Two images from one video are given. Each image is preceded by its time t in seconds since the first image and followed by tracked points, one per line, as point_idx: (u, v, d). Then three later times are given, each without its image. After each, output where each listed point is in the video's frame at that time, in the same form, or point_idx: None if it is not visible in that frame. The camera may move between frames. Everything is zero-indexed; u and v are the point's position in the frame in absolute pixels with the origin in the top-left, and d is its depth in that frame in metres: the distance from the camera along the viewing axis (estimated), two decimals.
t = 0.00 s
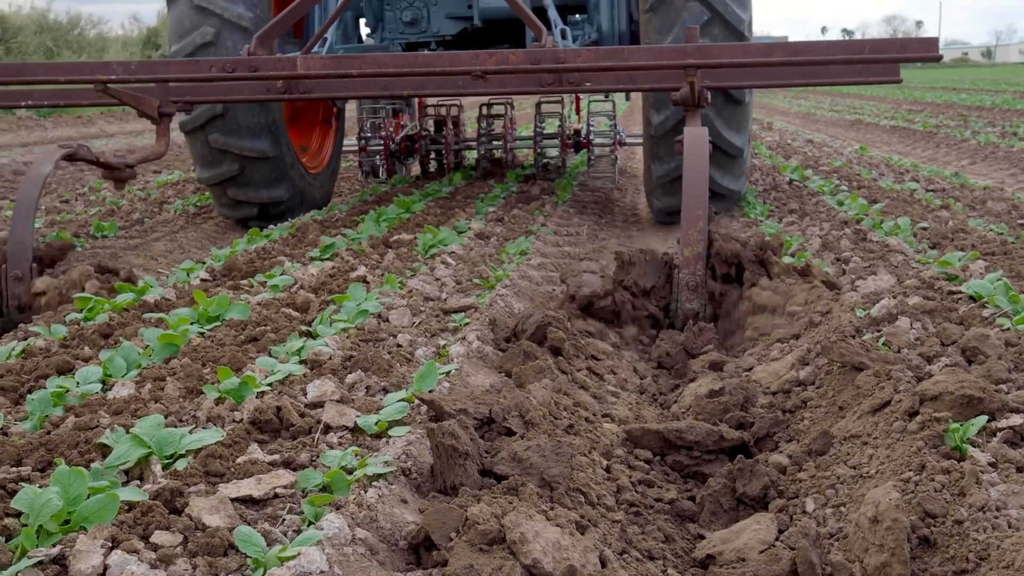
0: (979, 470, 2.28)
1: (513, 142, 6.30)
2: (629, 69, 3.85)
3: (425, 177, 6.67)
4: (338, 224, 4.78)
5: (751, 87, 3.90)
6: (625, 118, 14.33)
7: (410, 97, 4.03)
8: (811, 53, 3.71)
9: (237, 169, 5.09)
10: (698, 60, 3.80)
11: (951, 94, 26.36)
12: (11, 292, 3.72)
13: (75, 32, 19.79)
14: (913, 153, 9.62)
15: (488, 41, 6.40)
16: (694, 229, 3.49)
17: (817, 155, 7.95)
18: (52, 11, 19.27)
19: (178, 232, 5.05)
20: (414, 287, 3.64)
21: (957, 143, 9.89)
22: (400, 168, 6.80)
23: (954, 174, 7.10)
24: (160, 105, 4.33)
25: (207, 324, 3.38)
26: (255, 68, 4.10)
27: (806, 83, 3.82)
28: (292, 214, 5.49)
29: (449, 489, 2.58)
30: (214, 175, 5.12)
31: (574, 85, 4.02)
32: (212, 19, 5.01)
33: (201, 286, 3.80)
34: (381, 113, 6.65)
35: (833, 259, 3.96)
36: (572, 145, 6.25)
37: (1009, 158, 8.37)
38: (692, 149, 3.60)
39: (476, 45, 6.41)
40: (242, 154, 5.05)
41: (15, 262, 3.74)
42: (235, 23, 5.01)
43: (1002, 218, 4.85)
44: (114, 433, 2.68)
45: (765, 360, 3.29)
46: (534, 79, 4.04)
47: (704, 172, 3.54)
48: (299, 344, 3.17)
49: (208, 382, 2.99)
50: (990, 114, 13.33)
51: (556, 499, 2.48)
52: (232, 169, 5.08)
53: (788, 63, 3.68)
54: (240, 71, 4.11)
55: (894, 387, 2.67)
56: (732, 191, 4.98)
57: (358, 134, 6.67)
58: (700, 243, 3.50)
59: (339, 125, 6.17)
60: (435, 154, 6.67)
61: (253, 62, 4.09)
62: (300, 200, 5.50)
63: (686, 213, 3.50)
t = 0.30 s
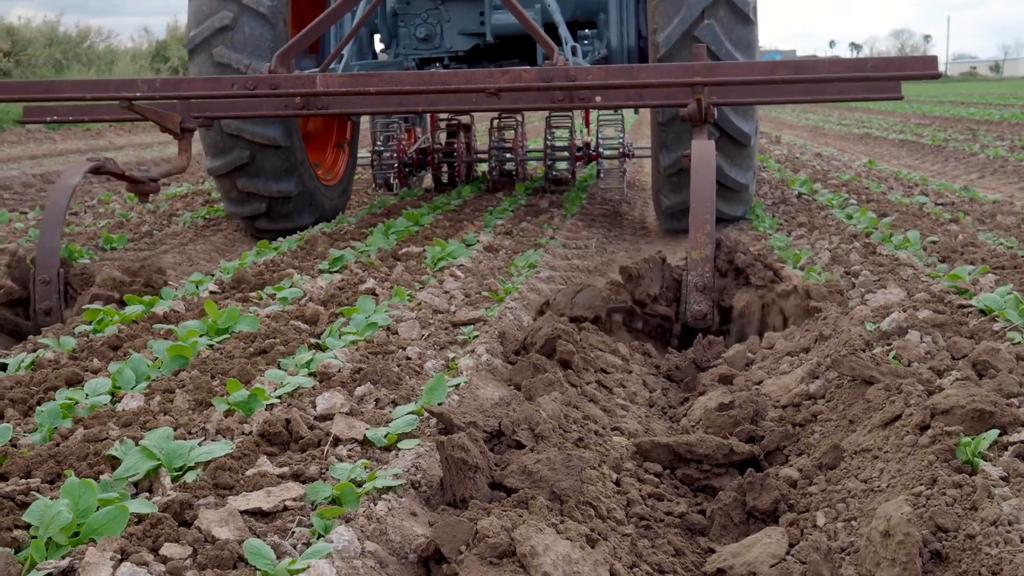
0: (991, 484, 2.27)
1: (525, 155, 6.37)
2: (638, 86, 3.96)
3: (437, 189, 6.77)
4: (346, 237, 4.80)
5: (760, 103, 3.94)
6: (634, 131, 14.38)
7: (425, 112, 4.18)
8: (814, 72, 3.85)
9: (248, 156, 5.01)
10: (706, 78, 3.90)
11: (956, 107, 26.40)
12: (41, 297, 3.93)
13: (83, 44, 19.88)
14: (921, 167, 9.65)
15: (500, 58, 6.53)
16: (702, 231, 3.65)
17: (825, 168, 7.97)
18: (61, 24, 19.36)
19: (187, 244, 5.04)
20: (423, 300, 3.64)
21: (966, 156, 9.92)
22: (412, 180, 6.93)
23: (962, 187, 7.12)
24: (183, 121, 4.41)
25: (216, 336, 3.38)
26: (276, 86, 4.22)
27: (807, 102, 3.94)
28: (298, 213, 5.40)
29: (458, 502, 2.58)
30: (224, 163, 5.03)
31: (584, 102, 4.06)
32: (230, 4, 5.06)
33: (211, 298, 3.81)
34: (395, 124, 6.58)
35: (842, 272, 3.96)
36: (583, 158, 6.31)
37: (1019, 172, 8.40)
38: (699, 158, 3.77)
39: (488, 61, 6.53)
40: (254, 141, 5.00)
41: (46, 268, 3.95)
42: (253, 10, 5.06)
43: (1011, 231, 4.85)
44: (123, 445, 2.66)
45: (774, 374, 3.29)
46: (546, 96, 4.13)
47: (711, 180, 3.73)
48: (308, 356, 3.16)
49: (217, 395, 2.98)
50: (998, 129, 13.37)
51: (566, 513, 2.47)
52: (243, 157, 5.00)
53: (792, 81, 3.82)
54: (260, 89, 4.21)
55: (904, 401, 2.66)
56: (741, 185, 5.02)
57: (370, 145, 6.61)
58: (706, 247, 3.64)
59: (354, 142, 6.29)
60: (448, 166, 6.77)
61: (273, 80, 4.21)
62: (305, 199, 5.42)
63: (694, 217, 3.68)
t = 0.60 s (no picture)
0: (997, 496, 2.27)
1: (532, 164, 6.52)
2: (644, 95, 3.99)
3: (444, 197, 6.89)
4: (351, 245, 4.81)
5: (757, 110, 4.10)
6: (638, 140, 14.41)
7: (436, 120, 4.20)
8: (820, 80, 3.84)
9: (255, 134, 5.04)
10: (708, 87, 3.94)
11: (959, 112, 26.37)
12: (65, 297, 4.00)
13: (87, 53, 19.93)
14: (926, 177, 9.65)
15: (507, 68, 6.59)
16: (703, 237, 3.73)
17: (829, 178, 7.97)
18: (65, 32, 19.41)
19: (191, 253, 5.05)
20: (427, 309, 3.65)
21: (970, 167, 9.93)
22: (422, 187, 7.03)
23: (967, 197, 7.13)
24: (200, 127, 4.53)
25: (221, 345, 3.39)
26: (292, 92, 4.29)
27: (815, 109, 3.95)
28: (303, 203, 5.38)
29: (464, 512, 2.56)
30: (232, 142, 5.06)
31: (591, 109, 4.16)
32: None
33: (215, 307, 3.82)
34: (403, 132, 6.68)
35: (846, 284, 3.96)
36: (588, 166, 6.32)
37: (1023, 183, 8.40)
38: (703, 163, 3.85)
39: (496, 70, 6.63)
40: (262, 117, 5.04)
41: (69, 268, 4.00)
42: None
43: (1016, 242, 4.86)
44: (129, 455, 2.65)
45: (779, 385, 3.29)
46: (554, 103, 4.22)
47: (713, 185, 3.79)
48: (313, 365, 3.17)
49: (221, 404, 2.96)
50: (1002, 139, 13.39)
51: (572, 524, 2.46)
52: (251, 135, 5.03)
53: (791, 89, 3.84)
54: (278, 95, 4.30)
55: (910, 412, 2.67)
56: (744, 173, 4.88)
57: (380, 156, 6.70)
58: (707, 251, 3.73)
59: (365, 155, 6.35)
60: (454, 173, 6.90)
61: (290, 87, 4.29)
62: (310, 188, 5.38)
63: (697, 223, 3.76)
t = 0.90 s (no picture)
0: (1006, 511, 2.26)
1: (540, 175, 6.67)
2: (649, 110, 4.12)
3: (454, 208, 7.02)
4: (357, 259, 4.83)
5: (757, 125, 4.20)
6: (643, 153, 14.44)
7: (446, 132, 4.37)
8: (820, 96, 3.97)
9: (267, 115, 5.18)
10: (711, 102, 4.07)
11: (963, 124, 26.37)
12: (90, 303, 4.14)
13: (94, 64, 19.95)
14: (932, 192, 9.64)
15: (516, 82, 6.70)
16: (705, 245, 3.85)
17: (835, 192, 7.98)
18: (73, 44, 19.44)
19: (198, 264, 5.07)
20: (433, 322, 3.67)
21: (976, 181, 9.94)
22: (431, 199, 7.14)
23: (973, 211, 7.13)
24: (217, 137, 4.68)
25: (227, 357, 3.39)
26: (307, 105, 4.41)
27: (815, 125, 4.07)
28: (309, 195, 5.38)
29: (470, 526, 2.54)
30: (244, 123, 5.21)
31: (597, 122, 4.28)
32: None
33: (221, 318, 3.84)
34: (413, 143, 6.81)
35: (853, 297, 3.97)
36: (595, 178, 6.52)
37: None
38: (704, 177, 3.98)
39: (503, 84, 6.74)
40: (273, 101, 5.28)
41: (94, 275, 4.14)
42: None
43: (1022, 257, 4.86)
44: (135, 466, 2.62)
45: (786, 399, 3.29)
46: (562, 117, 4.30)
47: (714, 199, 3.92)
48: (319, 378, 3.16)
49: (228, 415, 2.95)
50: (1008, 152, 13.39)
51: (579, 538, 2.46)
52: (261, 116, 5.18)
53: (792, 105, 4.00)
54: (294, 108, 4.40)
55: (917, 427, 2.67)
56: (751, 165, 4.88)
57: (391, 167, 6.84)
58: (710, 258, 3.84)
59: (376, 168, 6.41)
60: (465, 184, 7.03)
61: (305, 100, 4.40)
62: (317, 179, 5.38)
63: (699, 233, 3.88)
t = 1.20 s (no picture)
0: (1014, 525, 2.25)
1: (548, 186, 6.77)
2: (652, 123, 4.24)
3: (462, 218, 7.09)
4: (362, 270, 4.84)
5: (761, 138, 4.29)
6: (647, 165, 14.44)
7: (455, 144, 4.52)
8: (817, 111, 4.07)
9: (277, 98, 5.41)
10: (714, 115, 4.18)
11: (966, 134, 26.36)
12: (113, 309, 4.12)
13: (99, 73, 19.97)
14: (938, 205, 9.65)
15: (523, 93, 6.80)
16: (708, 251, 3.88)
17: (840, 204, 7.99)
18: (78, 54, 19.46)
19: (203, 274, 5.07)
20: (439, 333, 3.67)
21: (981, 194, 9.94)
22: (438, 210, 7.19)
23: (979, 224, 7.13)
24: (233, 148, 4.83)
25: (232, 368, 3.40)
26: (321, 116, 4.57)
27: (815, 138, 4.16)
28: (315, 183, 5.40)
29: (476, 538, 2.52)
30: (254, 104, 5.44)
31: (603, 135, 4.39)
32: None
33: (226, 329, 3.84)
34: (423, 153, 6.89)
35: (859, 310, 3.97)
36: (600, 189, 6.61)
37: None
38: (707, 187, 4.02)
39: (512, 96, 6.80)
40: (284, 82, 5.41)
41: (117, 282, 4.12)
42: None
43: None
44: (140, 478, 2.61)
45: (792, 412, 3.29)
46: (568, 129, 4.42)
47: (717, 206, 3.97)
48: (324, 390, 3.16)
49: (232, 427, 2.94)
50: (1014, 164, 13.38)
51: (585, 551, 2.45)
52: (270, 98, 5.40)
53: (791, 118, 4.08)
54: (309, 120, 4.58)
55: (923, 441, 2.67)
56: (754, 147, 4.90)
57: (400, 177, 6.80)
58: (713, 264, 3.88)
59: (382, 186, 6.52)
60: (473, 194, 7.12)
61: (319, 112, 4.57)
62: (324, 167, 5.41)
63: (701, 239, 3.92)
